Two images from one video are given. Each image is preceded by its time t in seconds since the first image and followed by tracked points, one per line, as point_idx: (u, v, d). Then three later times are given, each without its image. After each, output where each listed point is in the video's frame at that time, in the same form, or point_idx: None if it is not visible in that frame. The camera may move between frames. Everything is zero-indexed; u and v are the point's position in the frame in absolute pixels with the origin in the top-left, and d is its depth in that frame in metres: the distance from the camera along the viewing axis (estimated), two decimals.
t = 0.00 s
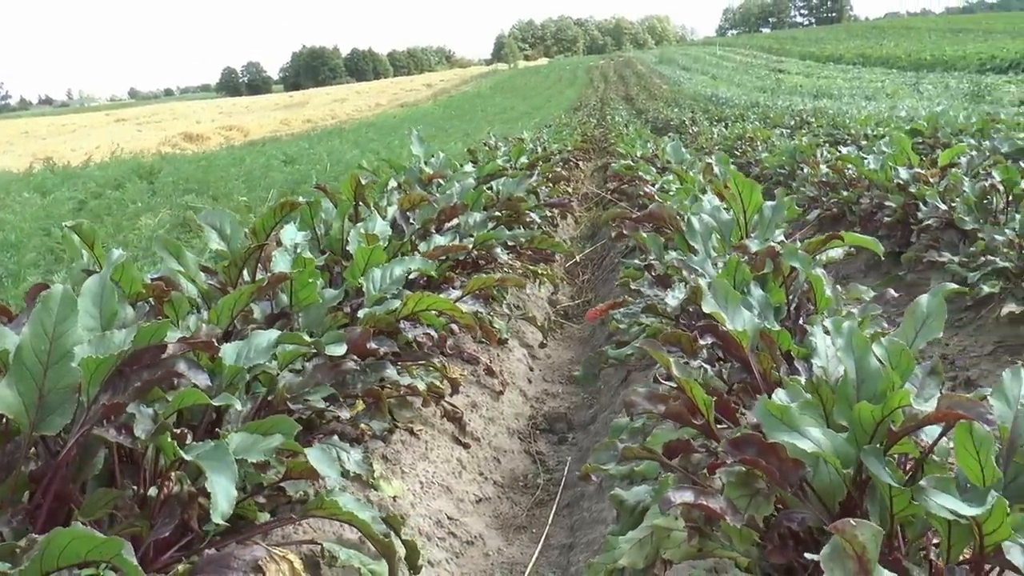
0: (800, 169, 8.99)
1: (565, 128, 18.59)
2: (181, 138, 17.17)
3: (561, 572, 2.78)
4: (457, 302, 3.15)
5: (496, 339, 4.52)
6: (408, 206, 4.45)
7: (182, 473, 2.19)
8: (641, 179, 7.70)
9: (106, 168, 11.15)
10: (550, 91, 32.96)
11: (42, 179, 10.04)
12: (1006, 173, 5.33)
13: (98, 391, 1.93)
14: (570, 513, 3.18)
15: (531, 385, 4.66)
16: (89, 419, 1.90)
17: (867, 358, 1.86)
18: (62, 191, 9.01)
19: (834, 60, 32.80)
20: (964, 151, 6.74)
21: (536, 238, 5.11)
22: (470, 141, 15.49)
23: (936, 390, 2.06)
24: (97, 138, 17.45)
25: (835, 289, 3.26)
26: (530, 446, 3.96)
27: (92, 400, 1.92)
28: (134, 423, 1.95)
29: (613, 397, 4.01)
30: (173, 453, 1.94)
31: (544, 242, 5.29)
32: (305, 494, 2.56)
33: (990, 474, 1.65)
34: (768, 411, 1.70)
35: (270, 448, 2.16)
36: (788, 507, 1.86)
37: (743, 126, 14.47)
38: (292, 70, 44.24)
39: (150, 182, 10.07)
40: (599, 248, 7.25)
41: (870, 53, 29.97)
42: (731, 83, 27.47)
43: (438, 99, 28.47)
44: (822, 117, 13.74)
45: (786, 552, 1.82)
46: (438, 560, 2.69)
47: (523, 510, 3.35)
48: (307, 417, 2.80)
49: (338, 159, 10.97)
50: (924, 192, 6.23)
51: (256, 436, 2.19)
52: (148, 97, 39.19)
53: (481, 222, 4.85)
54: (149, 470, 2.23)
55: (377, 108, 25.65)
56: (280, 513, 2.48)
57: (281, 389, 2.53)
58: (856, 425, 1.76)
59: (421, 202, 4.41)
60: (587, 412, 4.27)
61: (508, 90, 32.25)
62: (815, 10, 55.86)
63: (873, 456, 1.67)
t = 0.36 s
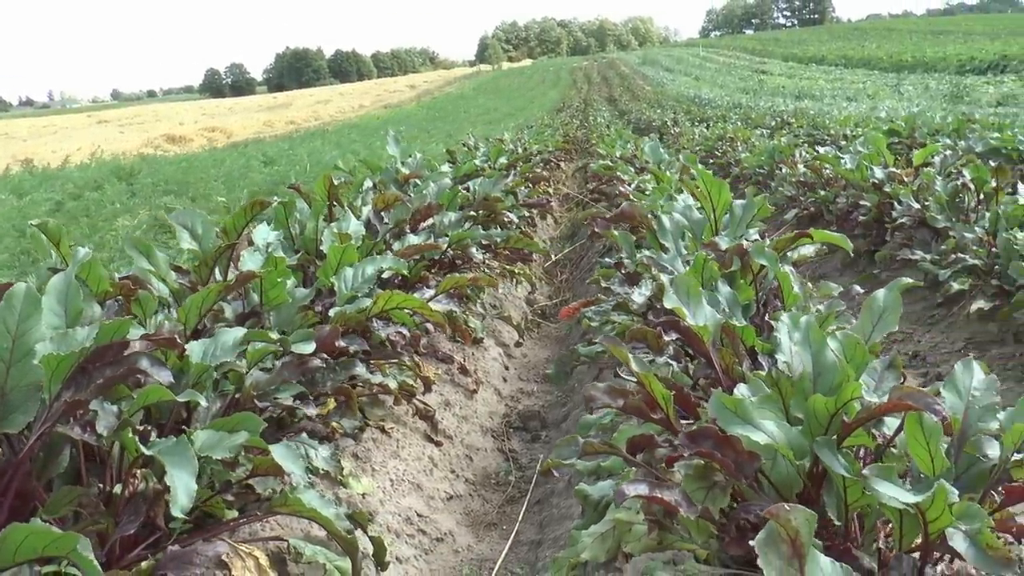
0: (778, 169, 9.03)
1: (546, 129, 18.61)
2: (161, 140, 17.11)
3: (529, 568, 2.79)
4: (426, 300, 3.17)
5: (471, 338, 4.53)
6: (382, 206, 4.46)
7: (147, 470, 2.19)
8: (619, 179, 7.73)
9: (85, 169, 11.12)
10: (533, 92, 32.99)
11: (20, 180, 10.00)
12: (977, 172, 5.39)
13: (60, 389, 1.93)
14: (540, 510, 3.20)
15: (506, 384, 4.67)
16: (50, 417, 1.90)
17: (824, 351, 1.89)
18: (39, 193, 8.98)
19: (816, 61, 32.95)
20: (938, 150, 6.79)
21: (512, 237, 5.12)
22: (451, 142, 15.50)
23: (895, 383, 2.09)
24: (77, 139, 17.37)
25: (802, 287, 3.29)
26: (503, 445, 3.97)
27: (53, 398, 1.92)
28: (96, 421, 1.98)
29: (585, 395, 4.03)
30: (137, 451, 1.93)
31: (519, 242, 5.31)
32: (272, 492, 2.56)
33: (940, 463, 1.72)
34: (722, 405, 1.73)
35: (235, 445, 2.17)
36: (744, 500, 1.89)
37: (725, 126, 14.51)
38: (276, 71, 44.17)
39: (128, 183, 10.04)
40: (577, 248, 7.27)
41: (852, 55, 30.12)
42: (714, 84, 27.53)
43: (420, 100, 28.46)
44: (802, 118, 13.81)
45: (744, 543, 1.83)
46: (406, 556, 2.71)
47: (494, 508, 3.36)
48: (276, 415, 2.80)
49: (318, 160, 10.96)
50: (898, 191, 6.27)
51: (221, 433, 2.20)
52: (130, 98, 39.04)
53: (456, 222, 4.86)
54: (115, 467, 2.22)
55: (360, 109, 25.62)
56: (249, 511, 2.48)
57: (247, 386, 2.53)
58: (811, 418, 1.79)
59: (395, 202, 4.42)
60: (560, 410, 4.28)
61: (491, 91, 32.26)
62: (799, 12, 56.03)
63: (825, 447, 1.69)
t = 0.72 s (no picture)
0: (758, 170, 9.06)
1: (530, 130, 18.62)
2: (146, 140, 17.06)
3: (497, 566, 2.80)
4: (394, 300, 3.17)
5: (444, 338, 4.54)
6: (355, 206, 4.46)
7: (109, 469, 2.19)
8: (598, 179, 7.75)
9: (65, 169, 11.08)
10: (518, 93, 33.00)
11: None
12: (949, 172, 5.42)
13: (17, 386, 1.93)
14: (509, 508, 3.20)
15: (480, 384, 4.67)
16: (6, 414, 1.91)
17: (779, 348, 1.90)
18: (17, 192, 8.94)
19: (801, 63, 33.07)
20: (914, 150, 6.83)
21: (488, 236, 5.13)
22: (434, 142, 15.48)
23: (851, 378, 2.11)
24: (59, 139, 17.29)
25: (769, 286, 3.31)
26: (475, 444, 3.98)
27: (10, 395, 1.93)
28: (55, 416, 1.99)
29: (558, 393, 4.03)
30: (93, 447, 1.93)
31: (495, 242, 5.31)
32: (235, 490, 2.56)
33: (889, 457, 1.73)
34: (677, 401, 1.72)
35: (196, 443, 2.17)
36: (700, 496, 1.90)
37: (707, 127, 14.55)
38: (261, 71, 44.01)
39: (108, 182, 10.02)
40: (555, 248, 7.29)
41: (836, 57, 30.26)
42: (698, 85, 27.60)
43: (405, 101, 28.45)
44: (784, 119, 13.88)
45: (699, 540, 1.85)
46: (372, 555, 2.71)
47: (464, 507, 3.37)
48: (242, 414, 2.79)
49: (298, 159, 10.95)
50: (874, 191, 6.31)
51: (184, 432, 2.20)
52: (113, 98, 39.01)
53: (431, 222, 4.85)
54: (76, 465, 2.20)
55: (345, 109, 25.57)
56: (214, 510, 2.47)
57: (211, 385, 2.52)
58: (765, 414, 1.80)
59: (368, 202, 4.42)
60: (533, 410, 4.29)
61: (476, 92, 32.27)
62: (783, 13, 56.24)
63: (778, 441, 1.70)
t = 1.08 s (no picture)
0: (741, 172, 9.08)
1: (516, 132, 18.61)
2: (130, 140, 16.98)
3: (466, 566, 2.80)
4: (366, 301, 3.17)
5: (421, 339, 4.53)
6: (332, 208, 4.45)
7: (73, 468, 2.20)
8: (580, 182, 7.75)
9: (46, 169, 11.01)
10: (505, 95, 32.99)
11: None
12: (926, 175, 5.44)
13: None
14: (480, 509, 3.20)
15: (457, 385, 4.68)
16: None
17: (740, 349, 1.91)
18: None
19: (787, 66, 33.17)
20: (893, 154, 6.86)
21: (466, 237, 5.13)
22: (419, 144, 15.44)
23: (814, 379, 2.13)
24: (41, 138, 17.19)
25: (741, 288, 3.34)
26: (450, 445, 3.98)
27: None
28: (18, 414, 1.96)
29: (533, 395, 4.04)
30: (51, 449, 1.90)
31: (474, 243, 5.31)
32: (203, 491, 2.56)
33: (847, 458, 1.74)
34: (636, 402, 1.73)
35: (161, 443, 2.17)
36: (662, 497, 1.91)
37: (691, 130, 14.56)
38: (248, 71, 43.88)
39: (88, 182, 9.96)
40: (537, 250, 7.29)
41: (822, 60, 30.37)
42: (685, 88, 27.65)
43: (392, 102, 28.40)
44: (768, 122, 13.92)
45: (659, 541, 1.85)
46: (340, 556, 2.71)
47: (436, 508, 3.37)
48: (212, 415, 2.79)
49: (281, 160, 10.90)
50: (853, 195, 6.33)
51: (150, 432, 2.20)
52: (98, 97, 38.83)
53: (410, 224, 4.85)
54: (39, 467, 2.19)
55: (331, 110, 25.50)
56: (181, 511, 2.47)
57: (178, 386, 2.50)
58: (725, 415, 1.81)
59: (345, 203, 4.41)
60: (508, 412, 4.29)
61: (462, 93, 32.24)
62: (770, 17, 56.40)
63: (737, 442, 1.71)
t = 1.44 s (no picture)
0: (725, 176, 9.11)
1: (504, 133, 18.61)
2: (120, 138, 16.94)
3: (435, 564, 2.82)
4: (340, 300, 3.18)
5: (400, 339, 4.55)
6: (312, 207, 4.46)
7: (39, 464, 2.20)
8: (563, 183, 7.77)
9: (31, 166, 10.98)
10: (494, 96, 32.98)
11: None
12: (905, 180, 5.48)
13: None
14: (452, 508, 3.22)
15: (435, 385, 4.69)
16: None
17: (701, 349, 1.93)
18: None
19: (777, 71, 33.24)
20: (875, 159, 6.90)
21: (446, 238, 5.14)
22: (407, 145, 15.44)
23: (776, 380, 2.15)
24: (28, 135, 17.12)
25: (713, 289, 3.36)
26: (426, 444, 4.00)
27: None
28: None
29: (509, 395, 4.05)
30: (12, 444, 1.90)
31: (455, 244, 5.32)
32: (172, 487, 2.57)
33: (802, 457, 1.76)
34: (594, 401, 1.75)
35: (129, 440, 2.18)
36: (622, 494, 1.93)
37: (679, 133, 14.58)
38: (238, 70, 43.80)
39: (73, 180, 9.94)
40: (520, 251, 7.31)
41: (812, 65, 30.44)
42: (674, 92, 27.69)
43: (382, 103, 28.36)
44: (755, 126, 13.96)
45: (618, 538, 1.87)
46: (310, 553, 2.73)
47: (409, 506, 3.38)
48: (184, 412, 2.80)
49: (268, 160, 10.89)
50: (833, 199, 6.37)
51: (118, 428, 2.21)
52: (87, 95, 38.71)
53: (390, 224, 4.85)
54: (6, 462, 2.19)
55: (322, 110, 25.45)
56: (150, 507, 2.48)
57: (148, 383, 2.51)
58: (683, 414, 1.83)
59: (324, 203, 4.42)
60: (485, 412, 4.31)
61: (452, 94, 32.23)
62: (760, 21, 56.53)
63: (693, 440, 1.73)
